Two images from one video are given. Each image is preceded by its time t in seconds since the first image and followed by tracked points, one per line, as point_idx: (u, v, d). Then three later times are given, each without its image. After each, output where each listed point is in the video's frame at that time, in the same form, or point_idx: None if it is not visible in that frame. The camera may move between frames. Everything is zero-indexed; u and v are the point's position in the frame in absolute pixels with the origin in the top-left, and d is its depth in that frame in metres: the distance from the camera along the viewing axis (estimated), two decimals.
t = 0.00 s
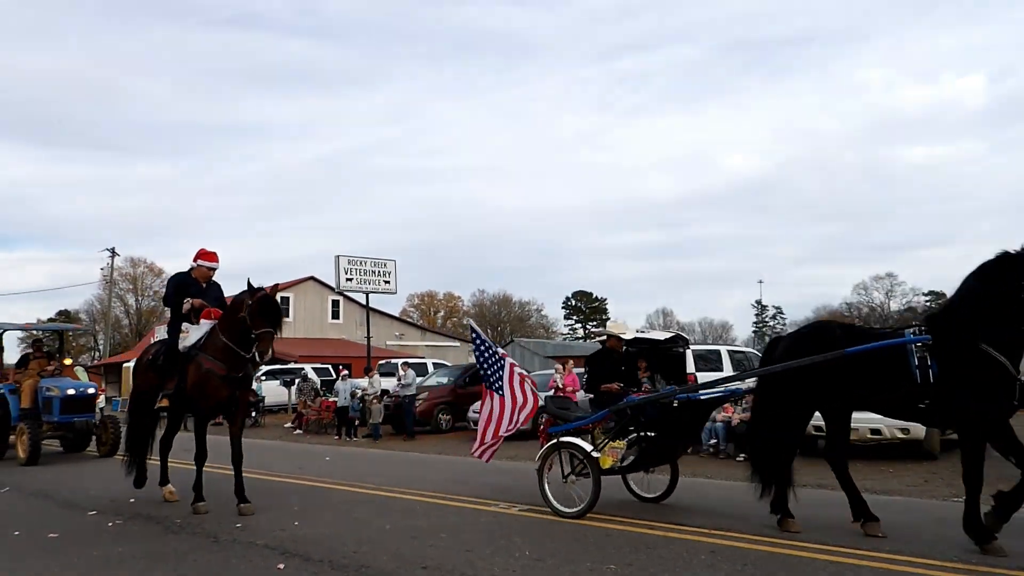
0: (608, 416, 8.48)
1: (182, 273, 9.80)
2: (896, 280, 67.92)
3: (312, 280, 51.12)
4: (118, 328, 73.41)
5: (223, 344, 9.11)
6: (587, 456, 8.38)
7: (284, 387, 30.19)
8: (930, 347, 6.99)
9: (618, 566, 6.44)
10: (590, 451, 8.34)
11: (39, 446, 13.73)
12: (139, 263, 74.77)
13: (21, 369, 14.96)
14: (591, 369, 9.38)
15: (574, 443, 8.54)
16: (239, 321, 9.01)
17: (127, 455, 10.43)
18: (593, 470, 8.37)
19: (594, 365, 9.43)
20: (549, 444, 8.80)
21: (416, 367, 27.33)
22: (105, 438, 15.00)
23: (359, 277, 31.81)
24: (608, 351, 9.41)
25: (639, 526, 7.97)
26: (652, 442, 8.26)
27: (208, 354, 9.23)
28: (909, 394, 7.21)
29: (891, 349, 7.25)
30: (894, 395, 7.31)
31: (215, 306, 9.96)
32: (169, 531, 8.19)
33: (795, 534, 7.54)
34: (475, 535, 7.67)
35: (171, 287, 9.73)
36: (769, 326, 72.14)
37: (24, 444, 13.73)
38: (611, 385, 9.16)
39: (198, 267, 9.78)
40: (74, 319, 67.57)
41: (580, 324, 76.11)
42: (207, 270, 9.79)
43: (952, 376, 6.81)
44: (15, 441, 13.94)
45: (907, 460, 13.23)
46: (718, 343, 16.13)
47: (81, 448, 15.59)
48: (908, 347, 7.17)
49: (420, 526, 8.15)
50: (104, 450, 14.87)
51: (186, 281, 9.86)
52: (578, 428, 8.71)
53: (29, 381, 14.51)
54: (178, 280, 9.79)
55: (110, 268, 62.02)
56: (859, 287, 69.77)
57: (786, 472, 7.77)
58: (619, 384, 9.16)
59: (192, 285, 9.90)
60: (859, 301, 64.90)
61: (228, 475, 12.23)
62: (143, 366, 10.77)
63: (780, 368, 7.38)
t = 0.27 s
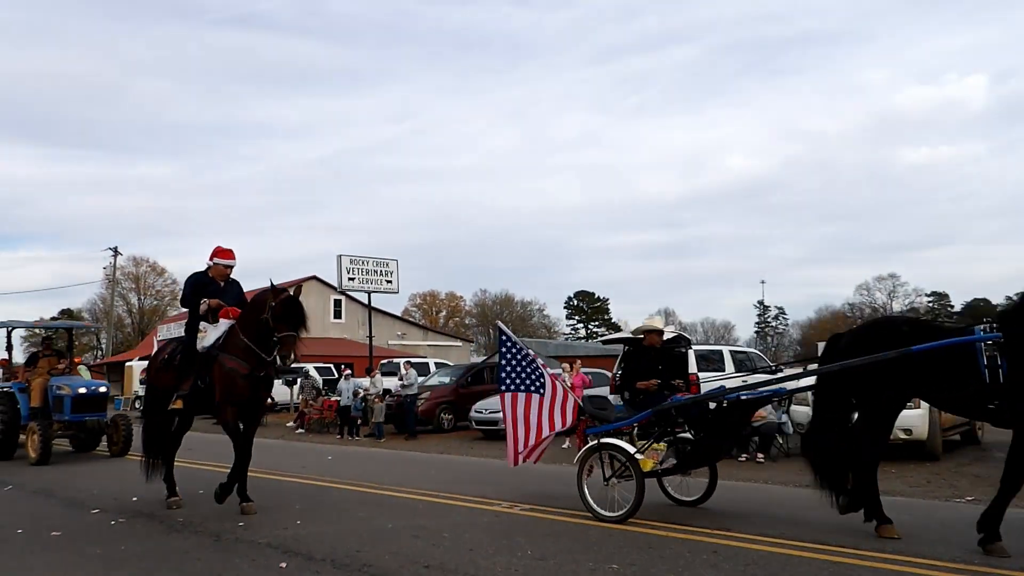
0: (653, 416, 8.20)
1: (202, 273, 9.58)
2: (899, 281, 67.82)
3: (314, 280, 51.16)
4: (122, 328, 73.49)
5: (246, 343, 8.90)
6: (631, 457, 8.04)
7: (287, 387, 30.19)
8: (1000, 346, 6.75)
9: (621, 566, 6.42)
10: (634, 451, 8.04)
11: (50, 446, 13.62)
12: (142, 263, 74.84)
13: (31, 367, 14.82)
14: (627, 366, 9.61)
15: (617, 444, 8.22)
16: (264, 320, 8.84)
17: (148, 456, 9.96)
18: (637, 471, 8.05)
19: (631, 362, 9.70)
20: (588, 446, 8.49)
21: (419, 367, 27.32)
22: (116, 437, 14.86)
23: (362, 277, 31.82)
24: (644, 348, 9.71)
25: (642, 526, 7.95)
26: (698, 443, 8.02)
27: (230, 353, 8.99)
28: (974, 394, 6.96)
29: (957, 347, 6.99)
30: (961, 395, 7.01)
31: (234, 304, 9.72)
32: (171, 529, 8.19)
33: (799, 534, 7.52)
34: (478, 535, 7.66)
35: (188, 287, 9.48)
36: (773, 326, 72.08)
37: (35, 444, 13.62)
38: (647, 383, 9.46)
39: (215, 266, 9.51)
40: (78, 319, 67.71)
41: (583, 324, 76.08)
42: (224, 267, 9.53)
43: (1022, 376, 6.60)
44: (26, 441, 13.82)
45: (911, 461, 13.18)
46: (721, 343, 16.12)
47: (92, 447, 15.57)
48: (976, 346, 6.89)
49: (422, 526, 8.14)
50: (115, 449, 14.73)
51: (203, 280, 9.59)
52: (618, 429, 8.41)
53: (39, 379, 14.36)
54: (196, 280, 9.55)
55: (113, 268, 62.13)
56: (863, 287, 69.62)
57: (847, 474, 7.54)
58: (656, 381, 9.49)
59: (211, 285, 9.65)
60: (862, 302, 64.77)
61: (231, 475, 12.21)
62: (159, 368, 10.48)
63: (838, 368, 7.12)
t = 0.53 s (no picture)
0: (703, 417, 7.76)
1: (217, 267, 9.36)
2: (900, 281, 67.82)
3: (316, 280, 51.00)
4: (124, 328, 73.51)
5: (265, 340, 8.78)
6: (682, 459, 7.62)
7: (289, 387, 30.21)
8: None
9: (622, 566, 6.42)
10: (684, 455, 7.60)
11: (61, 446, 13.52)
12: (144, 263, 74.91)
13: (40, 367, 14.68)
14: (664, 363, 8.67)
15: (665, 447, 7.79)
16: (283, 317, 8.74)
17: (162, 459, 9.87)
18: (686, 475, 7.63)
19: (669, 360, 8.67)
20: (633, 450, 8.04)
21: (420, 367, 27.31)
22: (128, 438, 14.77)
23: (364, 277, 31.81)
24: (683, 346, 8.62)
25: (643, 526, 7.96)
26: (751, 445, 7.57)
27: (249, 351, 8.84)
28: None
29: None
30: None
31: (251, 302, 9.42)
32: (173, 529, 8.21)
33: (800, 534, 7.51)
34: (479, 535, 7.66)
35: (205, 280, 9.16)
36: (774, 326, 72.09)
37: (47, 445, 13.53)
38: (687, 383, 8.51)
39: (233, 262, 9.25)
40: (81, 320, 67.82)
41: (585, 324, 76.04)
42: (242, 264, 9.27)
43: None
44: (37, 441, 13.70)
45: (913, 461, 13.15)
46: (722, 343, 16.11)
47: (102, 448, 15.50)
48: None
49: (425, 526, 8.15)
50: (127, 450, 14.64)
51: (223, 275, 9.30)
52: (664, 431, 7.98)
53: (49, 379, 14.23)
54: (214, 274, 9.24)
55: (115, 268, 62.19)
56: (865, 287, 69.53)
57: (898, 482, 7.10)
58: (696, 381, 8.54)
59: (228, 280, 9.33)
60: (864, 302, 64.75)
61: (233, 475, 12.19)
62: (170, 366, 10.25)
63: (907, 369, 6.60)
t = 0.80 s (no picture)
0: (747, 418, 7.43)
1: (232, 265, 9.20)
2: (900, 281, 67.82)
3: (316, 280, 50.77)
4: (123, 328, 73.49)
5: (282, 342, 8.60)
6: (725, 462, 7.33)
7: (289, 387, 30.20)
8: None
9: (622, 567, 6.42)
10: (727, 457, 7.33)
11: (70, 445, 13.40)
12: (144, 263, 74.92)
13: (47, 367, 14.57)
14: (698, 364, 8.35)
15: (706, 448, 7.52)
16: (301, 319, 8.52)
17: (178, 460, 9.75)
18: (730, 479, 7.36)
19: (703, 359, 8.32)
20: (672, 453, 7.79)
21: (420, 367, 27.30)
22: (136, 438, 14.66)
23: (364, 277, 31.81)
24: (717, 345, 8.33)
25: (643, 526, 7.96)
26: (796, 446, 7.18)
27: (266, 352, 8.67)
28: None
29: None
30: None
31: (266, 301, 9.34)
32: (173, 529, 8.21)
33: (800, 535, 7.51)
34: (479, 535, 7.66)
35: (218, 280, 9.09)
36: (774, 326, 72.09)
37: (55, 444, 13.38)
38: (721, 383, 8.16)
39: (246, 259, 9.12)
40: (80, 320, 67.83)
41: (585, 325, 76.02)
42: (256, 261, 9.16)
43: None
44: (44, 441, 13.55)
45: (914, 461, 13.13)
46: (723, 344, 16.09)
47: (110, 449, 15.28)
48: None
49: (425, 526, 8.14)
50: (134, 450, 14.53)
51: (237, 274, 9.19)
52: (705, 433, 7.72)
53: (56, 379, 14.14)
54: (228, 273, 9.13)
55: (114, 268, 62.15)
56: (865, 287, 69.52)
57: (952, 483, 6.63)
58: (731, 382, 8.20)
59: (243, 279, 9.23)
60: (864, 302, 64.77)
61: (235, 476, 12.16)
62: (187, 366, 10.09)
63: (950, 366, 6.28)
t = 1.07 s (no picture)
0: (783, 419, 7.26)
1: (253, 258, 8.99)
2: (901, 281, 67.85)
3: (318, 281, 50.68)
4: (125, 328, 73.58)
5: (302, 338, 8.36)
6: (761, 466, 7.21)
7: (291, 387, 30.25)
8: None
9: (623, 567, 6.41)
10: (764, 460, 7.15)
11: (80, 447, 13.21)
12: (145, 263, 75.01)
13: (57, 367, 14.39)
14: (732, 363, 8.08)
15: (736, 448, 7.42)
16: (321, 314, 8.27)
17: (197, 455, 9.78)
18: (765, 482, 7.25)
19: (739, 358, 8.04)
20: (704, 456, 7.61)
21: (421, 367, 27.32)
22: (148, 439, 14.45)
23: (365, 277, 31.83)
24: (751, 343, 8.08)
25: (644, 526, 7.96)
26: (836, 449, 7.09)
27: (284, 350, 8.42)
28: None
29: None
30: None
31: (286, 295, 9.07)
32: (174, 530, 8.22)
33: (801, 535, 7.50)
34: (480, 536, 7.66)
35: (239, 273, 8.80)
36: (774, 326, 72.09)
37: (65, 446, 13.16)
38: (754, 384, 7.88)
39: (262, 251, 8.90)
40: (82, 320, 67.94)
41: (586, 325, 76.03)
42: (273, 251, 8.91)
43: None
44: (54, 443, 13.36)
45: (915, 462, 13.11)
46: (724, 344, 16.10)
47: (119, 451, 15.07)
48: None
49: (426, 526, 8.14)
50: (146, 451, 14.34)
51: (256, 267, 8.94)
52: (740, 434, 7.50)
53: (66, 379, 13.94)
54: (248, 266, 8.88)
55: (116, 269, 62.23)
56: (867, 287, 69.49)
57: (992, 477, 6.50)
58: (765, 383, 7.91)
59: (264, 272, 8.98)
60: (866, 302, 64.79)
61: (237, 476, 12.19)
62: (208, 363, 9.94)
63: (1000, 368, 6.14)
